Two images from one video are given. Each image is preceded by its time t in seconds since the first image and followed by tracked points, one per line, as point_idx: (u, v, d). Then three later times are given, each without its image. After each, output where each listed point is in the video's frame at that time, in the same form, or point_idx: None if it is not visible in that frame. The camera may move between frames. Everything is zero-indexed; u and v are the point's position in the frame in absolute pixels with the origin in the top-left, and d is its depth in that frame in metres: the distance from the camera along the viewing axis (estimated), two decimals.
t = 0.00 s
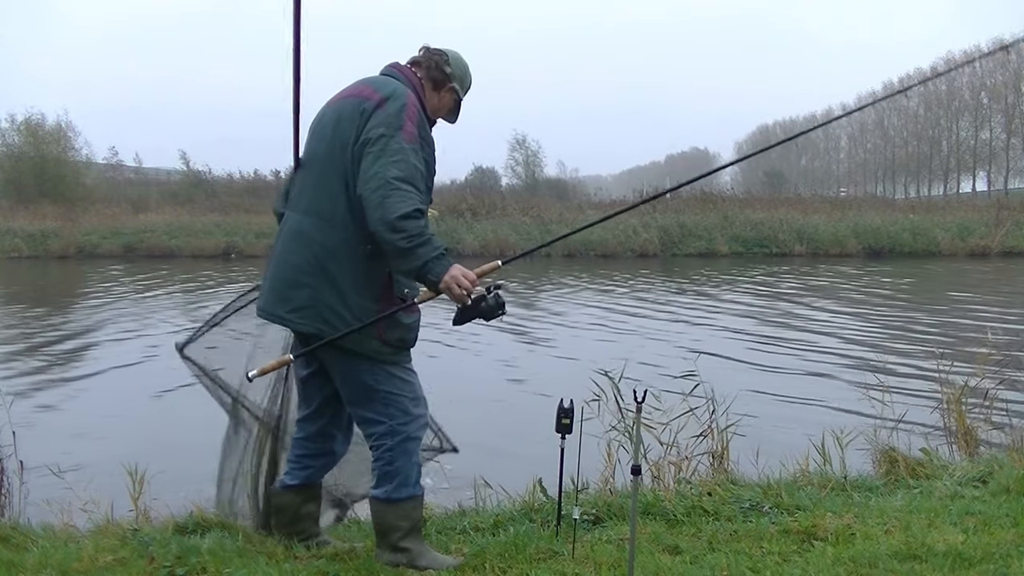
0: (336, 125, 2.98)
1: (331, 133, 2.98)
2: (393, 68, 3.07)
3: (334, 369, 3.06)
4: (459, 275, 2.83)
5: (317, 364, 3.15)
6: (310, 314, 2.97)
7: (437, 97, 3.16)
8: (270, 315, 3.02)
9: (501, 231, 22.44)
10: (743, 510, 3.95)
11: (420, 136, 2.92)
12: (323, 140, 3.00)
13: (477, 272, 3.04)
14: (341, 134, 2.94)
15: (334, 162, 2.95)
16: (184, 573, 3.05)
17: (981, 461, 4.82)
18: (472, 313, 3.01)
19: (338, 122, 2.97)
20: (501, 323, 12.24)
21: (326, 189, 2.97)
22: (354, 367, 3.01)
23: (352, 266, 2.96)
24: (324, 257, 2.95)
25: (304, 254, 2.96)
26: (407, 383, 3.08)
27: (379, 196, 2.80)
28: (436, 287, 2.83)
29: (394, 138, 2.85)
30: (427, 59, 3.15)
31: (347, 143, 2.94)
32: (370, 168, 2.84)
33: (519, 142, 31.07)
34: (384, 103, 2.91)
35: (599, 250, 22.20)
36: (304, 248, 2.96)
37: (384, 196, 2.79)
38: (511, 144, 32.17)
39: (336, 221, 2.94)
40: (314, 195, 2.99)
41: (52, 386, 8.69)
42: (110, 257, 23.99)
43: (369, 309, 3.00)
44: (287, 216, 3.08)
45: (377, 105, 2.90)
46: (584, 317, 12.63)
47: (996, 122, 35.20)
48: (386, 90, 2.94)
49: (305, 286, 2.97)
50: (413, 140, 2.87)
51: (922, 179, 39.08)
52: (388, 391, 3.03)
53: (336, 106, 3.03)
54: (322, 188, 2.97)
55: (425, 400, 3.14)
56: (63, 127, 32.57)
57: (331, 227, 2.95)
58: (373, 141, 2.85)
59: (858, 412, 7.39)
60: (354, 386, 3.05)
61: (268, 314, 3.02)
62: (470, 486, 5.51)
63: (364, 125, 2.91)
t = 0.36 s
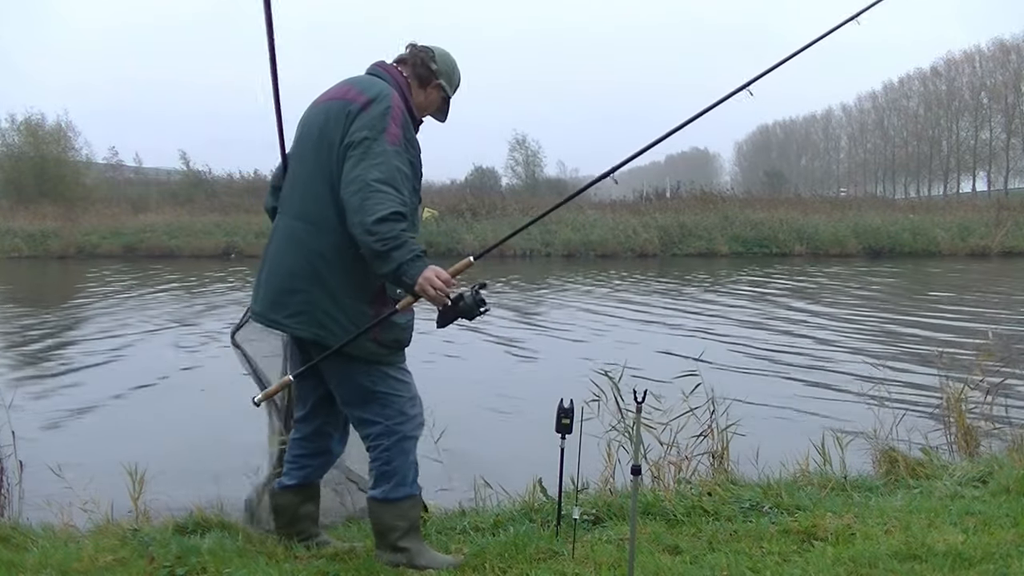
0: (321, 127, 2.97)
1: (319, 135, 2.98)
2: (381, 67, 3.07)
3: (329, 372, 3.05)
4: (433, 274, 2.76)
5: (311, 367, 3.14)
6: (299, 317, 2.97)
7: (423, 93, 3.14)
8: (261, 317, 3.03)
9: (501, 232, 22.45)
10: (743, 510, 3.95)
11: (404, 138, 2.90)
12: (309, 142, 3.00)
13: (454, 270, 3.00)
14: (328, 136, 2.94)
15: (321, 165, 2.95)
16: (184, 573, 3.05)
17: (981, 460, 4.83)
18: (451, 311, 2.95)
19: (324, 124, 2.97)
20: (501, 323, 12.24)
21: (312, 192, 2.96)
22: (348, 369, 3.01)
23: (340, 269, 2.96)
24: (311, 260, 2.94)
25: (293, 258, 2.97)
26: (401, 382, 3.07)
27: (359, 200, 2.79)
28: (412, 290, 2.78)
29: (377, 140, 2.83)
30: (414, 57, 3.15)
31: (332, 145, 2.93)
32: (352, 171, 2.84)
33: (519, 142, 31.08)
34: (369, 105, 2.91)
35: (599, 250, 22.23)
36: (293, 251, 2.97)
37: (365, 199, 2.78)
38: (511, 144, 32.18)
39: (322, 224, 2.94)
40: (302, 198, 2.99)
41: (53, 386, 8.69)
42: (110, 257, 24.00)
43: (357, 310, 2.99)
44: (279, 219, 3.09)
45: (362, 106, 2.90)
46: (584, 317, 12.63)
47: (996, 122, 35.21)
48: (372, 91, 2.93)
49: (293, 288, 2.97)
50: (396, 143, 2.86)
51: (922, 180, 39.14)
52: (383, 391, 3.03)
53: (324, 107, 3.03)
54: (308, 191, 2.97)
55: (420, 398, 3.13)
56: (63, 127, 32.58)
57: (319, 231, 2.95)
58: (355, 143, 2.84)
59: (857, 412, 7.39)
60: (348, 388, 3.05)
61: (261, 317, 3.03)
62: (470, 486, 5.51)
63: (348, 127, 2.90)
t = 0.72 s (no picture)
0: (307, 130, 2.97)
1: (303, 137, 2.98)
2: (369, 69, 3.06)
3: (319, 368, 3.06)
4: (405, 281, 2.72)
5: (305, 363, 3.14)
6: (282, 318, 2.98)
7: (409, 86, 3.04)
8: (247, 317, 3.06)
9: (501, 232, 22.45)
10: (743, 511, 3.95)
11: (388, 141, 2.88)
12: (295, 144, 3.01)
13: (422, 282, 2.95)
14: (313, 138, 2.94)
15: (305, 168, 2.96)
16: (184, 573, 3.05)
17: (980, 460, 4.83)
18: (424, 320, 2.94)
19: (309, 126, 2.97)
20: (500, 323, 12.24)
21: (296, 195, 2.97)
22: (335, 365, 3.01)
23: (323, 270, 2.95)
24: (293, 260, 2.94)
25: (277, 257, 2.97)
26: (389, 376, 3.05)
27: (338, 204, 2.78)
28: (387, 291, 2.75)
29: (358, 144, 2.82)
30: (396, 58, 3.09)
31: (316, 149, 2.93)
32: (332, 174, 2.83)
33: (519, 142, 31.07)
34: (351, 108, 2.89)
35: (599, 250, 22.22)
36: (277, 252, 2.97)
37: (343, 203, 2.77)
38: (511, 143, 32.17)
39: (305, 225, 2.94)
40: (289, 199, 3.00)
41: (53, 386, 8.69)
42: (110, 257, 23.99)
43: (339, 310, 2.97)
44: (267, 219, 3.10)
45: (344, 108, 2.88)
46: (584, 317, 12.62)
47: (996, 122, 35.12)
48: (355, 93, 2.92)
49: (278, 287, 2.97)
50: (378, 146, 2.84)
51: (922, 181, 39.09)
52: (371, 385, 3.01)
53: (311, 110, 3.03)
54: (293, 194, 2.98)
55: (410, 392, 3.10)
56: (63, 127, 32.55)
57: (301, 231, 2.95)
58: (337, 146, 2.83)
59: (857, 412, 7.40)
60: (336, 382, 3.04)
61: (248, 317, 3.05)
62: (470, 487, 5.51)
63: (331, 130, 2.89)
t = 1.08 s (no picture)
0: (321, 151, 2.93)
1: (318, 156, 2.94)
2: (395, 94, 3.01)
3: (317, 377, 3.05)
4: (412, 334, 2.68)
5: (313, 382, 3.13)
6: (281, 331, 2.96)
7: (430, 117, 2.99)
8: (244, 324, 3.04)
9: (501, 232, 22.45)
10: (743, 511, 3.95)
11: (405, 175, 2.83)
12: (308, 161, 2.96)
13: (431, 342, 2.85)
14: (328, 160, 2.90)
15: (316, 187, 2.92)
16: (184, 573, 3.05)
17: (981, 460, 4.82)
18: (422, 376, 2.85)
19: (324, 147, 2.93)
20: (500, 323, 12.24)
21: (304, 212, 2.93)
22: (332, 373, 3.00)
23: (325, 291, 2.92)
24: (293, 276, 2.91)
25: (274, 267, 2.94)
26: (394, 385, 3.04)
27: (352, 238, 2.73)
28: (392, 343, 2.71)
29: (375, 177, 2.78)
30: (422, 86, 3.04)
31: (330, 171, 2.89)
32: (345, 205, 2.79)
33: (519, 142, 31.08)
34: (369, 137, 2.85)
35: (598, 250, 22.22)
36: (275, 262, 2.94)
37: (356, 238, 2.73)
38: (512, 143, 32.17)
39: (311, 244, 2.91)
40: (295, 213, 2.96)
41: (53, 386, 8.69)
42: (109, 257, 23.99)
43: (332, 325, 2.94)
44: (266, 224, 3.06)
45: (365, 137, 2.83)
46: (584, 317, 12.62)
47: (996, 122, 35.04)
48: (378, 122, 2.87)
49: (273, 298, 2.95)
50: (395, 180, 2.79)
51: (922, 182, 39.05)
52: (375, 392, 3.00)
53: (328, 128, 2.98)
54: (301, 210, 2.94)
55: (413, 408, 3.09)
56: (63, 127, 32.54)
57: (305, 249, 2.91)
58: (353, 176, 2.79)
59: (857, 412, 7.40)
60: (333, 386, 3.03)
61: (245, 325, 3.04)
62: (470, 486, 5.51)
63: (347, 157, 2.85)
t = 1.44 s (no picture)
0: (356, 149, 2.84)
1: (349, 156, 2.85)
2: (435, 111, 2.97)
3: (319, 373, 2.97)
4: (438, 347, 2.69)
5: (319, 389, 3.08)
6: (292, 327, 2.86)
7: (469, 157, 3.01)
8: (249, 316, 2.91)
9: (501, 232, 22.46)
10: (742, 511, 3.95)
11: (443, 192, 2.79)
12: (337, 158, 2.86)
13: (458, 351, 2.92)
14: (361, 162, 2.81)
15: (345, 185, 2.83)
16: (184, 573, 3.05)
17: (981, 460, 4.82)
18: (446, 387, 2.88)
19: (359, 146, 2.84)
20: (500, 323, 12.24)
21: (330, 209, 2.84)
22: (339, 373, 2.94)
23: (343, 292, 2.84)
24: (312, 274, 2.82)
25: (289, 262, 2.83)
26: (406, 391, 3.02)
27: (387, 250, 2.66)
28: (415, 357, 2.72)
29: (415, 189, 2.72)
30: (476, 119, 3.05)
31: (364, 173, 2.81)
32: (382, 212, 2.72)
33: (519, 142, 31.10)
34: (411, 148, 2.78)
35: (598, 250, 22.23)
36: (291, 257, 2.83)
37: (392, 248, 2.67)
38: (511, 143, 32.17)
39: (333, 245, 2.81)
40: (317, 208, 2.85)
41: (53, 386, 8.69)
42: (109, 257, 24.01)
43: (346, 328, 2.87)
44: (281, 212, 2.93)
45: (408, 147, 2.77)
46: (584, 318, 12.62)
47: (996, 122, 35.01)
48: (419, 134, 2.81)
49: (285, 292, 2.84)
50: (434, 196, 2.75)
51: (922, 183, 39.03)
52: (385, 396, 2.97)
53: (363, 127, 2.89)
54: (325, 206, 2.84)
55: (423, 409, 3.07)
56: (63, 126, 32.55)
57: (327, 249, 2.81)
58: (393, 184, 2.73)
59: (856, 412, 7.40)
60: (338, 386, 2.97)
61: (249, 313, 2.91)
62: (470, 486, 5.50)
63: (386, 164, 2.78)
